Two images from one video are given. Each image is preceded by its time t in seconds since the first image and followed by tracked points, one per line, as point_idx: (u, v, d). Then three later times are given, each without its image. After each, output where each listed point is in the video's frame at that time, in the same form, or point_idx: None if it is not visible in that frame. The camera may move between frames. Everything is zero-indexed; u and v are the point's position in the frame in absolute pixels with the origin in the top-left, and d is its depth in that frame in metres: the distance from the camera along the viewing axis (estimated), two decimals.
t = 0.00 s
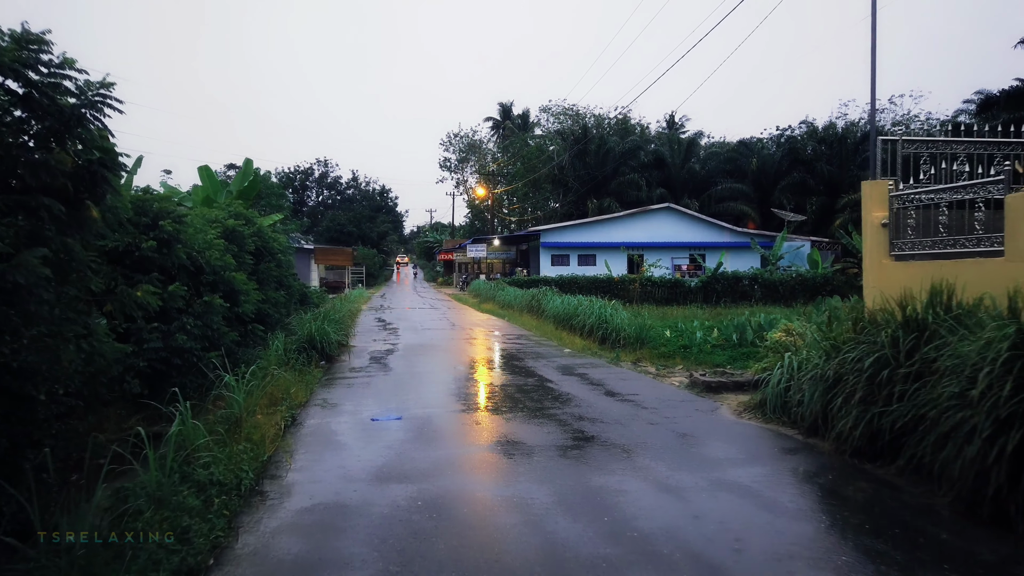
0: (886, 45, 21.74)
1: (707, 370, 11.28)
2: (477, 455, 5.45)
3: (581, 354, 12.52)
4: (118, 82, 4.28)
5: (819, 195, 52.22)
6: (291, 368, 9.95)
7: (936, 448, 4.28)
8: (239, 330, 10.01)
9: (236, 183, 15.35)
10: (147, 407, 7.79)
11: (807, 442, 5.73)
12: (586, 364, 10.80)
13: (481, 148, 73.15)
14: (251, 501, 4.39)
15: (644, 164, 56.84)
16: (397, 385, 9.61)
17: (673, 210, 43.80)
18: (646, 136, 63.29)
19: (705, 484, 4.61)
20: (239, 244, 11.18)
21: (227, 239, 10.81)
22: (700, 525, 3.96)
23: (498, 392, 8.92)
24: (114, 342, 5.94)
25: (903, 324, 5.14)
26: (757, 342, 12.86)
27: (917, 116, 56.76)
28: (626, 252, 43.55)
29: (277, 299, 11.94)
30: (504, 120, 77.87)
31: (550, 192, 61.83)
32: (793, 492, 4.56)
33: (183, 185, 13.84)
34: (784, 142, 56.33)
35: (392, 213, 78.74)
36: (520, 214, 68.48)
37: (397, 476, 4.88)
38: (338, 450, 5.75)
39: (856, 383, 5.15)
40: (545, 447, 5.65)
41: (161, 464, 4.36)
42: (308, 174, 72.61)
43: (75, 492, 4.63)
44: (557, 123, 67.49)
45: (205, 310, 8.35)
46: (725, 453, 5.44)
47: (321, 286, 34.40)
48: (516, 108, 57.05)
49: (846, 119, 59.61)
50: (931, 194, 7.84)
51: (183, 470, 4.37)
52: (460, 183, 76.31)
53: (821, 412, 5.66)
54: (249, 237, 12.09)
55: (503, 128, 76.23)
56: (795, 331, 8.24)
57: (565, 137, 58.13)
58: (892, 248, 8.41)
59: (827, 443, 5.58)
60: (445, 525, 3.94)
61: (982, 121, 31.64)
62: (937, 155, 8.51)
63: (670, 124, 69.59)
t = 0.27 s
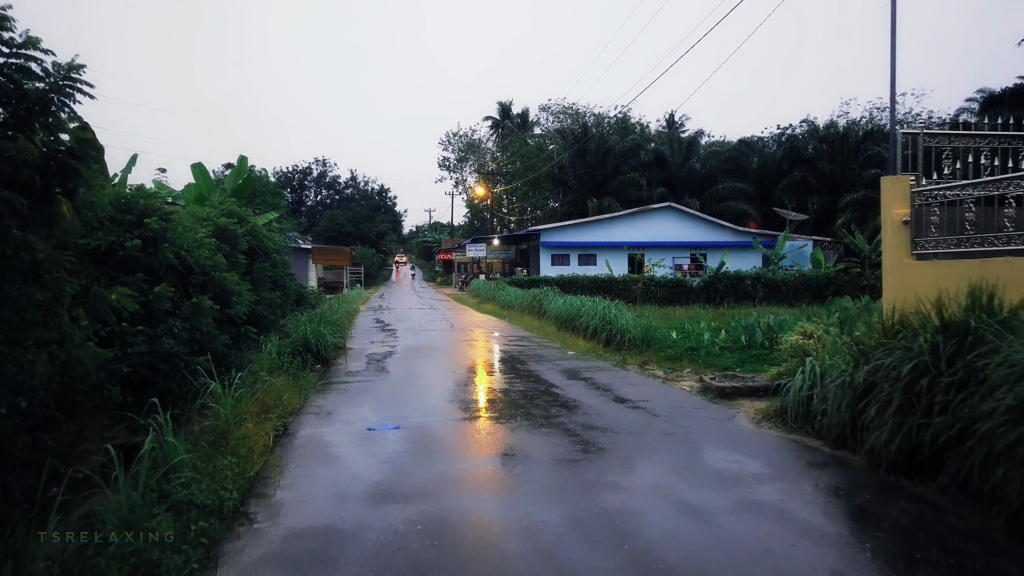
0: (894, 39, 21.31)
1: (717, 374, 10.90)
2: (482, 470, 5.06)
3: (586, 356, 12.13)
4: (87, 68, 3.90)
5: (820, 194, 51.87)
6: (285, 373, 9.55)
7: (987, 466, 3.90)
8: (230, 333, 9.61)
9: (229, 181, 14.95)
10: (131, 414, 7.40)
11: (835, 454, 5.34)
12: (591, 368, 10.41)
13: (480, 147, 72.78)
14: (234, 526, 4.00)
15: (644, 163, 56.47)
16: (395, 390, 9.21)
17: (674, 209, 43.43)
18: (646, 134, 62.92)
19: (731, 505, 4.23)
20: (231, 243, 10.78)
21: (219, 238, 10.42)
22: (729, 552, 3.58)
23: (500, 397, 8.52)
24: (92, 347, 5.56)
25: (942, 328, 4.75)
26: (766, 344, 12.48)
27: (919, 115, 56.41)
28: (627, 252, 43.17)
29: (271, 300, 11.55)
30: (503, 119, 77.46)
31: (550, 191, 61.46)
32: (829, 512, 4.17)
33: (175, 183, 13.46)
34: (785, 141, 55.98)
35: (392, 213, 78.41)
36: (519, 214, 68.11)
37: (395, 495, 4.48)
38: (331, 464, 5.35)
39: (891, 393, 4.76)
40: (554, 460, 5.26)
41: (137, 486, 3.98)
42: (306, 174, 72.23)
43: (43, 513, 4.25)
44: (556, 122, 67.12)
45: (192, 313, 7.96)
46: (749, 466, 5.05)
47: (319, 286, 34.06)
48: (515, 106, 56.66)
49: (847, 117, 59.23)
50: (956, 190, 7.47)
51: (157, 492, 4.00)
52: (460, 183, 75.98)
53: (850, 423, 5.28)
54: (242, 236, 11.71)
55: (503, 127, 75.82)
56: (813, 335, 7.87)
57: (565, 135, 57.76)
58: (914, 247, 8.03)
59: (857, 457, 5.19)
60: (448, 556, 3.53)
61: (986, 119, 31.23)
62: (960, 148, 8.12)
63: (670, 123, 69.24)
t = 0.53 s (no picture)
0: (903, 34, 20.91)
1: (729, 377, 10.54)
2: (492, 484, 4.69)
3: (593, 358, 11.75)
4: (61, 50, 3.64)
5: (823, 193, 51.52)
6: (283, 376, 9.17)
7: None
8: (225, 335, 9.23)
9: (226, 179, 14.59)
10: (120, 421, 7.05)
11: (870, 467, 4.99)
12: (600, 371, 10.03)
13: (480, 146, 72.42)
14: (223, 551, 3.63)
15: (645, 162, 56.11)
16: (396, 394, 8.83)
17: (676, 208, 43.07)
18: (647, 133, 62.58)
19: (768, 525, 3.88)
20: (228, 242, 10.39)
21: (214, 237, 10.05)
22: None
23: (507, 402, 8.15)
24: (75, 352, 5.22)
25: (989, 332, 4.40)
26: (778, 346, 12.13)
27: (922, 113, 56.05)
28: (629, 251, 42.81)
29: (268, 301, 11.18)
30: (504, 118, 77.08)
31: (550, 190, 61.11)
32: (875, 533, 3.83)
33: (169, 180, 13.09)
34: (787, 139, 55.64)
35: (392, 212, 78.03)
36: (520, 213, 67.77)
37: (399, 514, 4.12)
38: (329, 476, 4.98)
39: (935, 401, 4.41)
40: (570, 473, 4.89)
41: (118, 506, 3.64)
42: (305, 173, 71.89)
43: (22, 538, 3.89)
44: (557, 120, 66.76)
45: (185, 314, 7.60)
46: (781, 479, 4.70)
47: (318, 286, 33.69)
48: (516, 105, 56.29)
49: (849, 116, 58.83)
50: (987, 184, 7.10)
51: (139, 511, 3.66)
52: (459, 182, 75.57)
53: (887, 433, 4.92)
54: (239, 235, 11.33)
55: (503, 126, 75.45)
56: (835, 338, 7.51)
57: (566, 134, 57.41)
58: (940, 245, 7.66)
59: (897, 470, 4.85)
60: None
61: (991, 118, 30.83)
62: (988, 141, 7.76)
63: (671, 121, 68.87)
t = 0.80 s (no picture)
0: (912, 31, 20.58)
1: (742, 381, 10.20)
2: (506, 501, 4.33)
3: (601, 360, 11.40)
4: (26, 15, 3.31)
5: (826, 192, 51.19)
6: (281, 380, 8.80)
7: None
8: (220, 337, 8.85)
9: (223, 175, 14.23)
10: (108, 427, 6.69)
11: (912, 481, 4.64)
12: (610, 374, 9.67)
13: (480, 145, 72.06)
14: None
15: (647, 161, 55.75)
16: (398, 397, 8.47)
17: (679, 207, 42.71)
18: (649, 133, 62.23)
19: (813, 551, 3.52)
20: (224, 240, 10.03)
21: (209, 234, 9.69)
22: None
23: (514, 407, 7.79)
24: (56, 356, 4.88)
25: None
26: (791, 348, 11.79)
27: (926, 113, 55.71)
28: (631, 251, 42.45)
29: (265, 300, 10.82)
30: (504, 117, 76.70)
31: (551, 189, 60.76)
32: (933, 559, 3.47)
33: (164, 177, 12.73)
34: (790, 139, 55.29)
35: (391, 211, 77.73)
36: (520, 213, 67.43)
37: (406, 536, 3.75)
38: (328, 492, 4.60)
39: (987, 412, 4.06)
40: (588, 489, 4.53)
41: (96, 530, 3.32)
42: (305, 172, 71.54)
43: None
44: (557, 120, 66.41)
45: (177, 315, 7.25)
46: (818, 497, 4.34)
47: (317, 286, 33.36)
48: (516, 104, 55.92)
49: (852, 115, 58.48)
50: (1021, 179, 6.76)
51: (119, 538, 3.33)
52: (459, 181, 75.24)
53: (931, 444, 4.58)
54: (236, 233, 10.97)
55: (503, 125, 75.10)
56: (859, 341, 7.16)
57: (567, 133, 57.07)
58: (969, 243, 7.31)
59: (945, 488, 4.46)
60: None
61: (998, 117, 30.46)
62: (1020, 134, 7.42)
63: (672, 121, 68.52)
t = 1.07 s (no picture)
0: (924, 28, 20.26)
1: (753, 385, 9.85)
2: (511, 523, 3.97)
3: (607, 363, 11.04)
4: None
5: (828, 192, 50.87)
6: (274, 384, 8.43)
7: None
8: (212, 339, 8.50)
9: (218, 173, 13.91)
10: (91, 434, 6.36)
11: (954, 499, 4.29)
12: (616, 378, 9.30)
13: (481, 145, 71.77)
14: None
15: (648, 160, 55.42)
16: (397, 401, 8.10)
17: (680, 207, 42.35)
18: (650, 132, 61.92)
19: None
20: (217, 240, 9.68)
21: (201, 233, 9.35)
22: None
23: (518, 413, 7.42)
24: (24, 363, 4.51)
25: None
26: (803, 350, 11.47)
27: (928, 112, 55.39)
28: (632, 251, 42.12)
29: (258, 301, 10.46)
30: (504, 116, 76.38)
31: (551, 189, 60.45)
32: None
33: (157, 175, 12.40)
34: (792, 138, 54.98)
35: (391, 211, 77.45)
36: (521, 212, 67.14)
37: (401, 566, 3.39)
38: (318, 511, 4.25)
39: None
40: (601, 507, 4.17)
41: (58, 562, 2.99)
42: (304, 172, 71.25)
43: None
44: (558, 119, 66.15)
45: (164, 317, 6.91)
46: (851, 516, 4.00)
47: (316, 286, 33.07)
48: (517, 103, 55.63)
49: (854, 114, 58.11)
50: None
51: None
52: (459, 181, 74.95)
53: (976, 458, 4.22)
54: (229, 232, 10.63)
55: (503, 124, 74.81)
56: (879, 345, 6.83)
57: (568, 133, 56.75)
58: (996, 242, 6.95)
59: (991, 509, 4.08)
60: None
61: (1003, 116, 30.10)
62: None
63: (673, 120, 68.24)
